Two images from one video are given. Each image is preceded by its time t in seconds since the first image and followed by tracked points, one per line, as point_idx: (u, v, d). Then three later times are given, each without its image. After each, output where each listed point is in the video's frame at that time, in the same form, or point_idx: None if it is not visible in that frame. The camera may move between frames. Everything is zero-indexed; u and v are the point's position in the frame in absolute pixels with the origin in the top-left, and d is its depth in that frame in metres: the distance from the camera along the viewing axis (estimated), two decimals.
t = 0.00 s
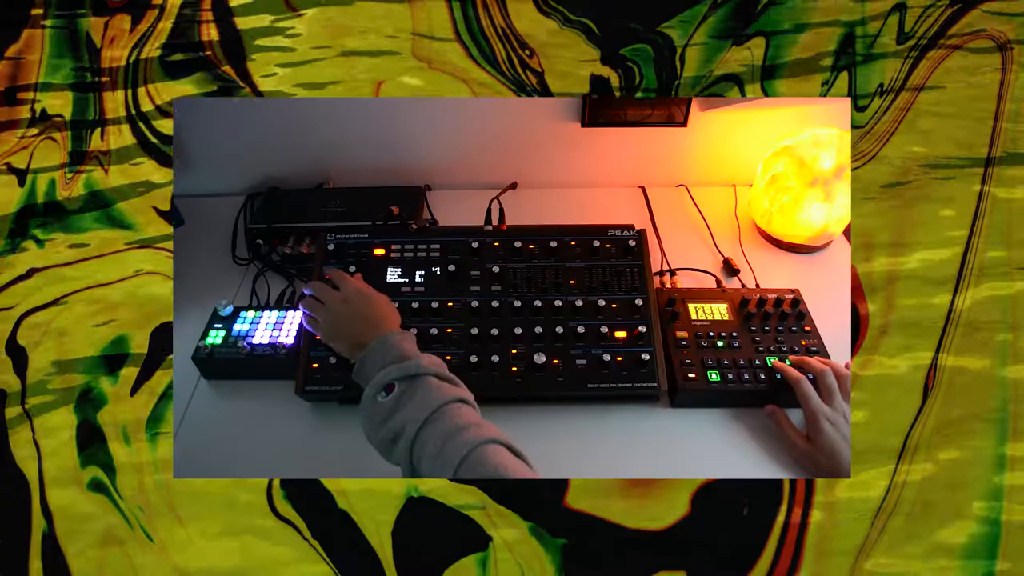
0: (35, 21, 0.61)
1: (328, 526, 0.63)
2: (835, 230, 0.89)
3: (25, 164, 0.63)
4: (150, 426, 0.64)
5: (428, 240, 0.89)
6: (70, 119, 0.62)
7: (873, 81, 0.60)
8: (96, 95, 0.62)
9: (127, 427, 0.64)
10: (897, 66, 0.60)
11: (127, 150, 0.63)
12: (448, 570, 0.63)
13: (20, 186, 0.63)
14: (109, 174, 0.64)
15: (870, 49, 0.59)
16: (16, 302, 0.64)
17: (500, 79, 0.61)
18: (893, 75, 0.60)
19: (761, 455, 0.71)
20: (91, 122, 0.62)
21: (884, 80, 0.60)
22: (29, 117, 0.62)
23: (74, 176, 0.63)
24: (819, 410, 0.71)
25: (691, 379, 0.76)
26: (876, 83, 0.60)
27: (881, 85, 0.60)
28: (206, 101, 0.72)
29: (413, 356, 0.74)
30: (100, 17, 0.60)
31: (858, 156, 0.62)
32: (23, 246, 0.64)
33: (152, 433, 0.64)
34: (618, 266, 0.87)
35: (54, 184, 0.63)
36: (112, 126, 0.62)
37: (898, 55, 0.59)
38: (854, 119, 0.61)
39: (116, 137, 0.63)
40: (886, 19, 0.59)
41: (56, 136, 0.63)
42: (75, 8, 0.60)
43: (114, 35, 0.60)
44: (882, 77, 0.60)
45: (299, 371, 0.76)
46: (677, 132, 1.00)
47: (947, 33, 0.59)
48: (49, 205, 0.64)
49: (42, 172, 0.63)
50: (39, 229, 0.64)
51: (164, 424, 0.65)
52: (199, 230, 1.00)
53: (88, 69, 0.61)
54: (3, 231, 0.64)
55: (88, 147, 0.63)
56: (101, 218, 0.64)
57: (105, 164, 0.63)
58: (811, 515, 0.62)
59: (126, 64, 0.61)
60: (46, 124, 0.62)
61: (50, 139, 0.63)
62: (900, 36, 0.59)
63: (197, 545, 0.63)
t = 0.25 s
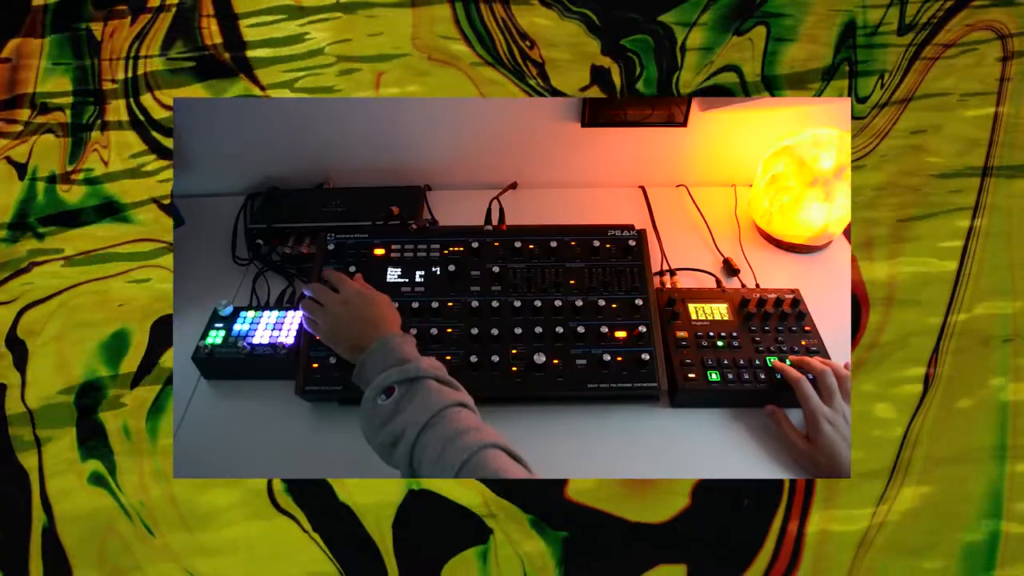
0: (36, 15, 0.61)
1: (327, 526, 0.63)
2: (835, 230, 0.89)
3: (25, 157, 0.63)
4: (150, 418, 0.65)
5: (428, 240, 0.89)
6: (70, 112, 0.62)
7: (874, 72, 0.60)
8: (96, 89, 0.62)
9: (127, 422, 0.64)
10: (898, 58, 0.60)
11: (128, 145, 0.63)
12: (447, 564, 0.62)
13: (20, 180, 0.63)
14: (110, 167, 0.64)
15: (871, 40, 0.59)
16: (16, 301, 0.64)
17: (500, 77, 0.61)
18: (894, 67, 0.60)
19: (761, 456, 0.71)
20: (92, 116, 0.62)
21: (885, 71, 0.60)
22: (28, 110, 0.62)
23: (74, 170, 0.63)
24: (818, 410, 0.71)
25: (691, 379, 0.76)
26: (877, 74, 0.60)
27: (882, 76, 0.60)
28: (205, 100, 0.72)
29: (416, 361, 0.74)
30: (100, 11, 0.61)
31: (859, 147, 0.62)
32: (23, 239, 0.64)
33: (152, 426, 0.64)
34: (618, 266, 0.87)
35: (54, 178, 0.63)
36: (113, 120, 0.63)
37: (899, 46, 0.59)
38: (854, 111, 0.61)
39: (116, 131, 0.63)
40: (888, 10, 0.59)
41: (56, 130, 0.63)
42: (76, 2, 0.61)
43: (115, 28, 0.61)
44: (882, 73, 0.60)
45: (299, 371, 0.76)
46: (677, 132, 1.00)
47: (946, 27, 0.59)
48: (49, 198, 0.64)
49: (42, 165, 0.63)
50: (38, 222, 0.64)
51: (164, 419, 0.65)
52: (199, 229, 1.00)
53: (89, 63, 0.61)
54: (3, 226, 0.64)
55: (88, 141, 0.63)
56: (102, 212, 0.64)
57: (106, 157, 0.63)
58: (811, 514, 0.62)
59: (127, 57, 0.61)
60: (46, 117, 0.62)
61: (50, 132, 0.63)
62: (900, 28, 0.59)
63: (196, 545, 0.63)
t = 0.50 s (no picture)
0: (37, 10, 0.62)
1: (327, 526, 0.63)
2: (835, 230, 0.89)
3: (25, 151, 0.63)
4: (150, 411, 0.65)
5: (428, 240, 0.89)
6: (70, 105, 0.63)
7: (874, 63, 0.60)
8: (96, 83, 0.62)
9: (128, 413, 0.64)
10: (897, 51, 0.60)
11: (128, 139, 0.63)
12: (447, 559, 0.62)
13: (20, 175, 0.63)
14: (109, 161, 0.64)
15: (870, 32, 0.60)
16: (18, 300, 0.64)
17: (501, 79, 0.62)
18: (894, 60, 0.60)
19: (761, 457, 0.71)
20: (92, 109, 0.63)
21: (885, 63, 0.60)
22: (28, 103, 0.63)
23: (74, 164, 0.63)
24: (818, 410, 0.71)
25: (690, 379, 0.76)
26: (877, 66, 0.61)
27: (883, 69, 0.61)
28: (206, 100, 0.73)
29: (415, 364, 0.74)
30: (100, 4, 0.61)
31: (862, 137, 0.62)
32: (23, 233, 0.64)
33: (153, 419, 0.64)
34: (618, 266, 0.87)
35: (55, 172, 0.63)
36: (114, 114, 0.63)
37: (898, 39, 0.60)
38: (855, 102, 0.61)
39: (116, 124, 0.63)
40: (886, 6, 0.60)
41: (56, 124, 0.63)
42: None
43: (115, 21, 0.62)
44: (882, 66, 0.61)
45: (299, 371, 0.76)
46: (677, 133, 1.00)
47: (943, 22, 0.60)
48: (49, 192, 0.64)
49: (42, 159, 0.63)
50: (38, 215, 0.64)
51: (164, 414, 0.65)
52: (199, 229, 1.00)
53: (88, 57, 0.62)
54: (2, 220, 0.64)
55: (88, 134, 0.63)
56: (101, 205, 0.64)
57: (106, 150, 0.63)
58: (811, 515, 0.62)
59: (127, 49, 0.61)
60: (46, 111, 0.63)
61: (50, 126, 0.63)
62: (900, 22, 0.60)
63: (195, 546, 0.63)
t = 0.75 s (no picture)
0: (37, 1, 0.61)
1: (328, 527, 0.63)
2: (835, 230, 0.89)
3: (26, 144, 0.63)
4: (151, 406, 0.65)
5: (428, 240, 0.89)
6: (70, 98, 0.63)
7: (875, 54, 0.60)
8: (96, 75, 0.62)
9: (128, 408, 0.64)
10: (899, 40, 0.60)
11: (128, 132, 0.63)
12: (447, 553, 0.62)
13: (20, 167, 0.63)
14: (109, 154, 0.64)
15: (871, 22, 0.60)
16: (19, 297, 0.64)
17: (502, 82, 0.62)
18: (896, 49, 0.60)
19: (762, 458, 0.71)
20: (92, 102, 0.63)
21: (886, 53, 0.60)
22: (29, 96, 0.63)
23: (74, 157, 0.64)
24: (818, 410, 0.71)
25: (691, 379, 0.76)
26: (878, 56, 0.60)
27: (884, 58, 0.60)
28: (207, 100, 0.73)
29: (414, 365, 0.74)
30: None
31: (863, 130, 0.62)
32: (24, 226, 0.64)
33: (152, 412, 0.65)
34: (618, 266, 0.87)
35: (55, 165, 0.63)
36: (114, 107, 0.63)
37: (899, 28, 0.60)
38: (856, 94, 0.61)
39: (116, 116, 0.63)
40: None
41: (57, 117, 0.63)
42: None
43: (114, 12, 0.61)
44: (883, 56, 0.60)
45: (299, 371, 0.76)
46: (677, 133, 1.00)
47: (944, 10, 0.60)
48: (49, 185, 0.64)
49: (42, 152, 0.63)
50: (38, 208, 0.64)
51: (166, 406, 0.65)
52: (199, 229, 1.00)
53: (88, 51, 0.62)
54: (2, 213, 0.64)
55: (88, 127, 0.63)
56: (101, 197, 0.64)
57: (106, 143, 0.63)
58: (810, 515, 0.62)
59: (126, 41, 0.61)
60: (47, 104, 0.63)
61: (50, 119, 0.63)
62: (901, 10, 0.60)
63: (195, 545, 0.63)
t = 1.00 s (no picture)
0: None
1: (329, 525, 0.63)
2: (835, 230, 0.89)
3: (25, 138, 0.63)
4: (151, 399, 0.65)
5: (428, 240, 0.89)
6: (70, 92, 0.63)
7: (876, 45, 0.61)
8: (96, 68, 0.62)
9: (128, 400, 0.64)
10: (898, 33, 0.61)
11: (129, 126, 0.63)
12: (448, 548, 0.63)
13: (19, 160, 0.63)
14: (110, 147, 0.64)
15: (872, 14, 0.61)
16: (19, 296, 0.64)
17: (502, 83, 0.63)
18: (895, 42, 0.61)
19: (762, 458, 0.71)
20: (92, 95, 0.63)
21: (887, 44, 0.61)
22: (29, 89, 0.62)
23: (74, 150, 0.64)
24: (818, 410, 0.71)
25: (691, 379, 0.76)
26: (879, 48, 0.61)
27: (884, 50, 0.61)
28: (207, 100, 0.73)
29: (409, 369, 0.74)
30: None
31: (863, 121, 0.62)
32: (23, 221, 0.64)
33: (153, 408, 0.65)
34: (618, 266, 0.87)
35: (55, 158, 0.64)
36: (115, 100, 0.63)
37: (898, 21, 0.61)
38: (857, 85, 0.62)
39: (117, 110, 0.63)
40: None
41: (56, 110, 0.63)
42: None
43: (115, 5, 0.61)
44: (883, 47, 0.61)
45: (299, 371, 0.76)
46: (677, 133, 1.00)
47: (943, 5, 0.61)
48: (50, 178, 0.64)
49: (43, 146, 0.63)
50: (38, 202, 0.64)
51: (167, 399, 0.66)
52: (198, 229, 1.00)
53: (89, 44, 0.62)
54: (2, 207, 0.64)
55: (88, 120, 0.63)
56: (102, 190, 0.64)
57: (106, 136, 0.63)
58: (810, 515, 0.62)
59: (127, 33, 0.61)
60: (46, 97, 0.62)
61: (50, 112, 0.63)
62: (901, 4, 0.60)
63: (195, 545, 0.63)
